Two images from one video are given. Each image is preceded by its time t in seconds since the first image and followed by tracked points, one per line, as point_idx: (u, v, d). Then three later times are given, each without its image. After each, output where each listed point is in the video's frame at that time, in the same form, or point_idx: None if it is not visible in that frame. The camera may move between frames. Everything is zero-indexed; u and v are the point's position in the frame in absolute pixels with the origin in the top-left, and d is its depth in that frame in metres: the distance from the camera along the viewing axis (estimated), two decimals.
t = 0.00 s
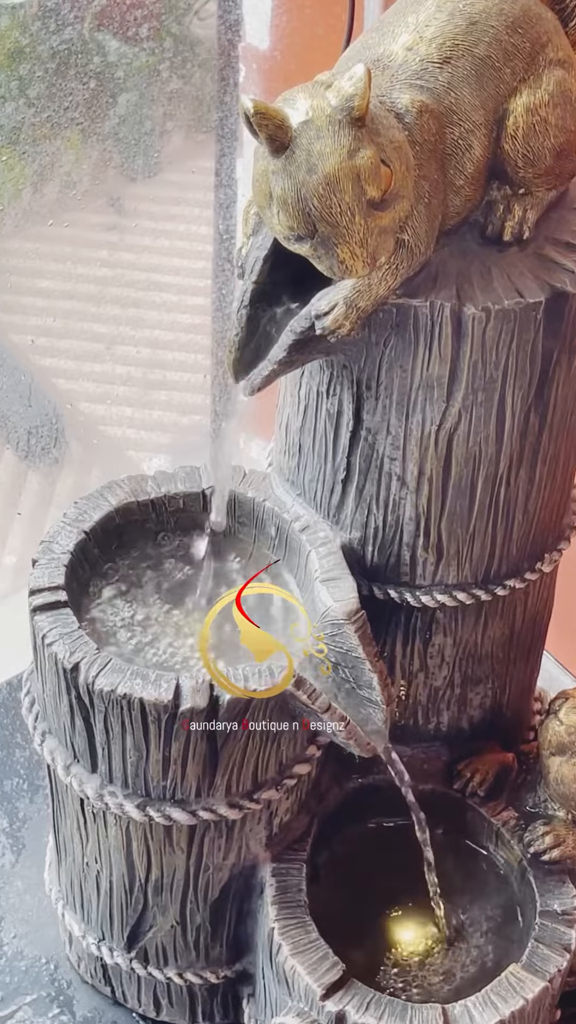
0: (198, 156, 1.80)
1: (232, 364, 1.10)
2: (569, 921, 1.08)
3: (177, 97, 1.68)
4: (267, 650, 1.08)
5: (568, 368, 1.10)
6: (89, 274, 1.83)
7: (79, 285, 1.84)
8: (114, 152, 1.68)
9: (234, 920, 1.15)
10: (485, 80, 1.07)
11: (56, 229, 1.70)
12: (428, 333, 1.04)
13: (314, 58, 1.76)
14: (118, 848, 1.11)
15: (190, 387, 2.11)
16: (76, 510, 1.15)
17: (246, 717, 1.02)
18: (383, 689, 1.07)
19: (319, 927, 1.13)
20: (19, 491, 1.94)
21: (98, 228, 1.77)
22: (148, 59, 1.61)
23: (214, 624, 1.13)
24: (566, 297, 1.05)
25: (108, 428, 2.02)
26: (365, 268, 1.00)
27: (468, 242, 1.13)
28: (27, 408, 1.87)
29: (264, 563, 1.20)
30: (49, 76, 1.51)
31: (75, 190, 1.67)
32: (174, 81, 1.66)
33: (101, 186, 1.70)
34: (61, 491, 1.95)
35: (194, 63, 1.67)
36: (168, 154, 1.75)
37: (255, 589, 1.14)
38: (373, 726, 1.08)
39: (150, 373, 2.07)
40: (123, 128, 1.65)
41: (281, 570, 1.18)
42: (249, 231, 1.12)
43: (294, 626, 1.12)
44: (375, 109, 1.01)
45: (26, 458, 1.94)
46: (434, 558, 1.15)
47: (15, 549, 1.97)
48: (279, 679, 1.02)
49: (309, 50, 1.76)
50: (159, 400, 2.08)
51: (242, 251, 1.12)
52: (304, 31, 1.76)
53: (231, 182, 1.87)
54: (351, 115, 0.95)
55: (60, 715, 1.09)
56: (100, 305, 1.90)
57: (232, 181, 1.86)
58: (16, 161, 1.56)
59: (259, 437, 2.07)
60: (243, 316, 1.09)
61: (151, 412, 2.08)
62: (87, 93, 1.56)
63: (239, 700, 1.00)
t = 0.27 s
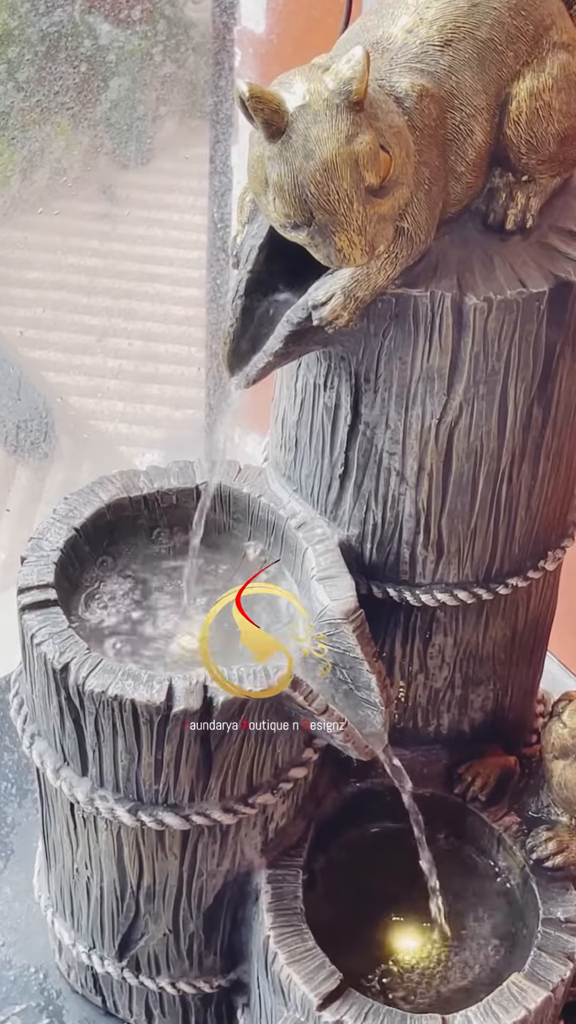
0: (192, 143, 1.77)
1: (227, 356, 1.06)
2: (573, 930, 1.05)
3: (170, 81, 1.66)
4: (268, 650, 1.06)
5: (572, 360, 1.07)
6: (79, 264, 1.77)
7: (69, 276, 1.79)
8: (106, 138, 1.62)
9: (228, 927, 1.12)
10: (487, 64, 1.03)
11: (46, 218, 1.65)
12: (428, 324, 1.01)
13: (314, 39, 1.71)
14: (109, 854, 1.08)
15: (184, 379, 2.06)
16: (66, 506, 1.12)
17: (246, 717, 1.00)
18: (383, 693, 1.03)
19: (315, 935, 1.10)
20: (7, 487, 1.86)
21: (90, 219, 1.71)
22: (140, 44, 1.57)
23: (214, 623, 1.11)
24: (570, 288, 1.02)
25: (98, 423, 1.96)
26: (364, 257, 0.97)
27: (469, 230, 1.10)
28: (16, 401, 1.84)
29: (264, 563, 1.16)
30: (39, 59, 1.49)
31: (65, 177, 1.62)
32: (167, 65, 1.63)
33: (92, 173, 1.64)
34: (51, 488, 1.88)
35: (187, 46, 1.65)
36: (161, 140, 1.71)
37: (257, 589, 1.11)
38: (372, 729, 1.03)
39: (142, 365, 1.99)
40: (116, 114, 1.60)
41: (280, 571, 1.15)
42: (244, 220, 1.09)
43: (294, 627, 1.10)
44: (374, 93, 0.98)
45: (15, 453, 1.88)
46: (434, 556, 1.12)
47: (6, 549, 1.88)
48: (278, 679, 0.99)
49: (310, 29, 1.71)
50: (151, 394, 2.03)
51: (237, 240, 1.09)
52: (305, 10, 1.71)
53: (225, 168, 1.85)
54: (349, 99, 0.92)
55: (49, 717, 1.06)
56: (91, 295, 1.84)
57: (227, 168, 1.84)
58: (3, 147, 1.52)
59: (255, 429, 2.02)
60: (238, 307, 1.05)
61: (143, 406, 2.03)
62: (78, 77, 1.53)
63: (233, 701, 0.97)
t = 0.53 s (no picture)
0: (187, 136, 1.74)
1: (221, 350, 1.05)
2: (571, 931, 1.04)
3: (165, 72, 1.62)
4: (267, 650, 1.04)
5: (571, 355, 1.06)
6: (72, 258, 1.77)
7: (63, 271, 1.78)
8: (100, 131, 1.62)
9: (223, 928, 1.11)
10: (485, 55, 1.02)
11: (39, 212, 1.65)
12: (425, 318, 0.99)
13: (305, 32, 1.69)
14: (102, 855, 1.07)
15: (178, 374, 2.04)
16: (59, 502, 1.10)
17: (247, 718, 0.99)
18: (379, 690, 1.02)
19: (311, 936, 1.09)
20: None
21: (84, 215, 1.71)
22: (134, 34, 1.55)
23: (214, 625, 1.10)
24: (569, 282, 1.01)
25: (92, 419, 1.95)
26: (360, 251, 0.96)
27: (467, 223, 1.09)
28: (8, 397, 1.81)
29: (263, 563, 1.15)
30: (32, 50, 1.49)
31: (59, 170, 1.62)
32: (161, 56, 1.60)
33: (86, 165, 1.64)
34: (44, 483, 1.87)
35: (182, 36, 1.59)
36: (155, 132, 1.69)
37: (257, 589, 1.10)
38: (368, 728, 1.02)
39: (137, 360, 1.99)
40: (109, 106, 1.60)
41: (279, 571, 1.13)
42: (240, 212, 1.07)
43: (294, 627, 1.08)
44: (370, 85, 0.97)
45: (8, 448, 1.87)
46: (431, 553, 1.11)
47: None
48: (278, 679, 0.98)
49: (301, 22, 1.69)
50: (146, 389, 2.01)
51: (231, 233, 1.07)
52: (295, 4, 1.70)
53: (221, 161, 1.80)
54: (345, 91, 0.91)
55: (41, 715, 1.04)
56: (84, 289, 1.84)
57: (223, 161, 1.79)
58: None
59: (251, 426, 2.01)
60: (233, 300, 1.04)
61: (137, 402, 2.01)
62: (71, 68, 1.53)
63: (227, 699, 0.96)
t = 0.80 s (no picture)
0: (186, 127, 1.71)
1: (221, 344, 1.04)
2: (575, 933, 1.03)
3: (163, 64, 1.57)
4: (267, 649, 1.02)
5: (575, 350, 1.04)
6: (69, 254, 1.81)
7: (60, 266, 1.82)
8: (97, 123, 1.60)
9: (221, 930, 1.10)
10: (488, 46, 1.01)
11: (36, 205, 1.67)
12: (427, 313, 0.98)
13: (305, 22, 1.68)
14: (99, 856, 1.05)
15: (176, 370, 2.01)
16: (56, 499, 1.09)
17: (246, 718, 0.98)
18: (380, 689, 1.01)
19: (311, 938, 1.07)
20: None
21: (80, 207, 1.73)
22: (132, 25, 1.51)
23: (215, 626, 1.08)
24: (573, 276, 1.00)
25: (88, 415, 1.93)
26: (362, 244, 0.95)
27: (469, 217, 1.07)
28: (5, 392, 1.85)
29: (264, 562, 1.13)
30: (29, 41, 1.45)
31: (56, 162, 1.61)
32: (160, 47, 1.55)
33: (83, 158, 1.64)
34: (40, 479, 1.85)
35: (181, 27, 1.55)
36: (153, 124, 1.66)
37: (258, 589, 1.08)
38: (368, 726, 1.01)
39: (135, 356, 1.99)
40: (107, 98, 1.57)
41: (280, 570, 1.11)
42: (239, 206, 1.05)
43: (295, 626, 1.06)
44: (372, 76, 0.95)
45: (4, 444, 1.87)
46: (433, 551, 1.10)
47: None
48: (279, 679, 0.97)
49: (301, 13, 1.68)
50: (143, 385, 1.99)
51: (231, 226, 1.05)
52: None
53: (220, 154, 1.78)
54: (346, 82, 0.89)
55: (38, 715, 1.03)
56: (81, 283, 1.87)
57: (221, 154, 1.77)
58: None
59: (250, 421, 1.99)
60: (233, 294, 1.03)
61: (134, 397, 1.98)
62: (68, 60, 1.50)
63: (227, 698, 0.95)
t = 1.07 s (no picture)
0: (181, 112, 1.71)
1: (217, 335, 1.01)
2: None
3: (158, 46, 1.61)
4: (268, 650, 0.99)
5: None
6: (61, 242, 1.79)
7: (51, 255, 1.80)
8: (90, 107, 1.64)
9: (218, 943, 1.06)
10: (494, 28, 0.98)
11: (26, 192, 1.71)
12: (431, 303, 0.95)
13: None
14: (92, 865, 1.02)
15: (171, 363, 1.95)
16: (47, 495, 1.06)
17: (245, 718, 0.94)
18: (382, 693, 0.97)
19: (311, 951, 1.04)
20: None
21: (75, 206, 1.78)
22: (126, 5, 1.55)
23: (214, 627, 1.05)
24: None
25: (80, 410, 1.87)
26: (363, 233, 0.91)
27: (475, 204, 1.04)
28: None
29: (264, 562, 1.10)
30: (19, 23, 1.51)
31: (47, 149, 1.66)
32: (154, 30, 1.59)
33: (74, 144, 1.68)
34: (30, 476, 1.80)
35: (176, 10, 1.59)
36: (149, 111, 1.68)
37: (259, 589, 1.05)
38: (370, 732, 0.97)
39: (128, 348, 1.92)
40: (100, 82, 1.61)
41: (281, 570, 1.08)
42: (237, 193, 1.02)
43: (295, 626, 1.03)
44: (374, 58, 0.92)
45: None
46: (437, 550, 1.06)
47: None
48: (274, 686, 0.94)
49: None
50: (137, 380, 1.92)
51: (229, 214, 1.02)
52: None
53: (217, 139, 1.77)
54: (348, 64, 0.86)
55: (28, 720, 0.99)
56: (73, 275, 1.84)
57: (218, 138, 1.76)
58: None
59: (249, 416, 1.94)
60: (231, 284, 0.99)
61: (128, 393, 1.91)
62: (60, 42, 1.55)
63: (223, 702, 0.92)
